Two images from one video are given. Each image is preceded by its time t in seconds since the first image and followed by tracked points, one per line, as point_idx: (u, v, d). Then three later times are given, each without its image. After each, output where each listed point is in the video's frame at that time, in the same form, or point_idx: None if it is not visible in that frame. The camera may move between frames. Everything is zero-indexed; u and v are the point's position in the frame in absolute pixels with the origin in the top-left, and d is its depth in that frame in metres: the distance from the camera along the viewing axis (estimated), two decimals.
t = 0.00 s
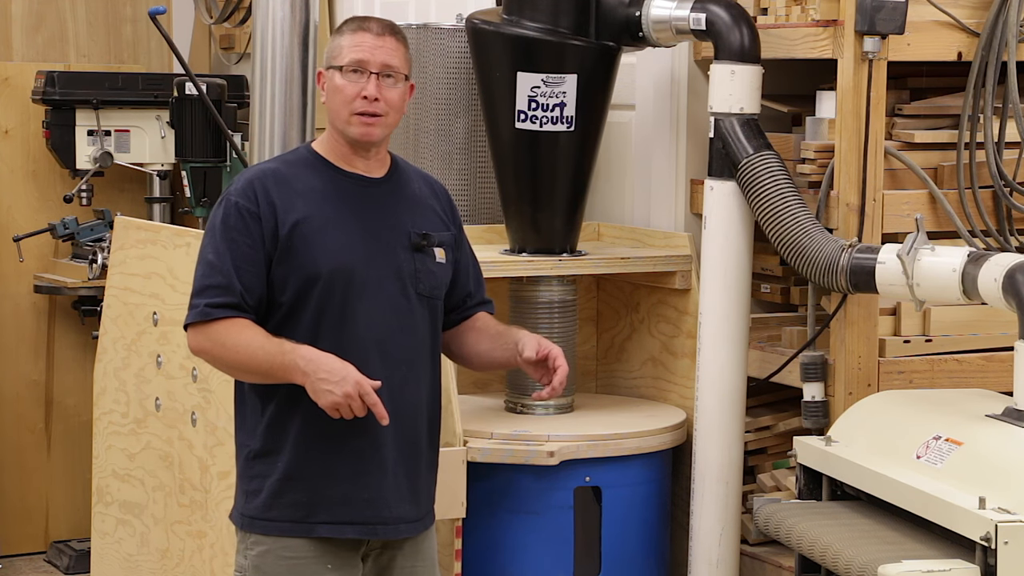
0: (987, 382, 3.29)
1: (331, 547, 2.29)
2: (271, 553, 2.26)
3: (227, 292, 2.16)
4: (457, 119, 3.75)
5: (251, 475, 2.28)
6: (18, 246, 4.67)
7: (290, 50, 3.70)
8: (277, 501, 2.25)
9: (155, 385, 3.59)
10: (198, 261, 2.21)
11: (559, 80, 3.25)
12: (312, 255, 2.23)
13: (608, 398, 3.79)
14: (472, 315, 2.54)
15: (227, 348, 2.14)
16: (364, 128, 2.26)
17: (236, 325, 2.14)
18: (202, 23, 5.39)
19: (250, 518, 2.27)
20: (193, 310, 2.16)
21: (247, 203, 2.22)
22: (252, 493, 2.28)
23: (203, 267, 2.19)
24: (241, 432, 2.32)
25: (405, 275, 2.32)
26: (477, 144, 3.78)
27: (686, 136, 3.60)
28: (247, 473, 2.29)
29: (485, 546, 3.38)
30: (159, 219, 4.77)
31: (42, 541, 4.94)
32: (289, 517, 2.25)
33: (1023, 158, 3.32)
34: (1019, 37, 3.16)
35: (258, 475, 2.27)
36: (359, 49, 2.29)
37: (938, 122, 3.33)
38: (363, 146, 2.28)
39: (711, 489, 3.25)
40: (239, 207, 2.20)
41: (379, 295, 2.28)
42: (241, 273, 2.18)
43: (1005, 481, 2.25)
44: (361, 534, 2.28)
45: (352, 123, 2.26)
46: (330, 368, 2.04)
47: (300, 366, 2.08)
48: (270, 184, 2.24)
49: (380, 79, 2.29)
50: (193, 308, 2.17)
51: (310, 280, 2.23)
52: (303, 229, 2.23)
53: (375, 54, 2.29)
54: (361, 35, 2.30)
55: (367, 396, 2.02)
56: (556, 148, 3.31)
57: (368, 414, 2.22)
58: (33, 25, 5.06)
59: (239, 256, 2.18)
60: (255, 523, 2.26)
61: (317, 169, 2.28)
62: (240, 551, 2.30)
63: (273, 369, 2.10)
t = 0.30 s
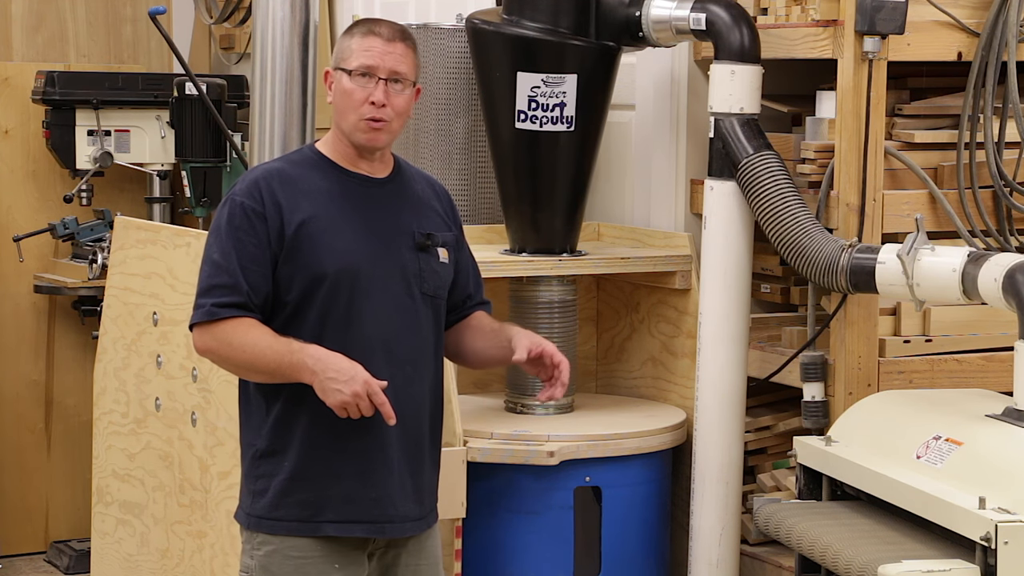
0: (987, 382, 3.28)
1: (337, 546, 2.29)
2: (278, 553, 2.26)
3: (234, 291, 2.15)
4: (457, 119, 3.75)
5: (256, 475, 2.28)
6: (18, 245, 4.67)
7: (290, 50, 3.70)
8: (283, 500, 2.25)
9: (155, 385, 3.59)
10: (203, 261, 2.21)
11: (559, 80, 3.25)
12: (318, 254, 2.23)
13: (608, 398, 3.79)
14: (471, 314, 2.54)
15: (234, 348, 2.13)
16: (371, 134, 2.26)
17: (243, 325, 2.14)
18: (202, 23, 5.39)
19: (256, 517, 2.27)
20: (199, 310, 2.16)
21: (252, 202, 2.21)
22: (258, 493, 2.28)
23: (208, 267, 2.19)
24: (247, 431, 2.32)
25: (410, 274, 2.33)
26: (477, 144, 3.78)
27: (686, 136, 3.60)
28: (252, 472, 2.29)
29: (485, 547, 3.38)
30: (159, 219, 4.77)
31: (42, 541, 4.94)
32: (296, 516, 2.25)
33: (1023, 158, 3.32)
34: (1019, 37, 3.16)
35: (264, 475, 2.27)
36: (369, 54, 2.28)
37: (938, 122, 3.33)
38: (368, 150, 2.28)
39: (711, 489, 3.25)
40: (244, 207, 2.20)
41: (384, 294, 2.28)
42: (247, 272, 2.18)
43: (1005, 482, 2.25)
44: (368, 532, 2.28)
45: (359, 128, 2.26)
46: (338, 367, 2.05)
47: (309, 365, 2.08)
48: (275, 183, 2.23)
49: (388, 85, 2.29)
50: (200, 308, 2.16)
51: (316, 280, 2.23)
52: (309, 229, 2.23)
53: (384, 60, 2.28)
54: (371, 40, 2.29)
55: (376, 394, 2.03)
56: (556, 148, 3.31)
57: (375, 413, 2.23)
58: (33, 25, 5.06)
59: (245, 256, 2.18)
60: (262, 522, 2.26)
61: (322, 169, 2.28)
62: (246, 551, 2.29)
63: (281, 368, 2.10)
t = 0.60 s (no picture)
0: (987, 382, 3.28)
1: (341, 546, 2.29)
2: (284, 553, 2.26)
3: (241, 292, 2.15)
4: (458, 119, 3.75)
5: (260, 476, 2.28)
6: (18, 245, 4.67)
7: (290, 50, 3.70)
8: (288, 500, 2.25)
9: (155, 385, 3.59)
10: (208, 261, 2.20)
11: (559, 80, 3.25)
12: (323, 254, 2.22)
13: (608, 398, 3.79)
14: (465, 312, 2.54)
15: (244, 349, 2.13)
16: (377, 134, 2.26)
17: (251, 325, 2.13)
18: (202, 23, 5.39)
19: (260, 518, 2.27)
20: (205, 311, 2.15)
21: (257, 203, 2.20)
22: (261, 494, 2.28)
23: (213, 268, 2.18)
24: (248, 432, 2.31)
25: (414, 274, 2.33)
26: (477, 144, 3.78)
27: (686, 136, 3.60)
28: (255, 473, 2.28)
29: (486, 547, 3.38)
30: (159, 219, 4.77)
31: (42, 541, 4.94)
32: (302, 516, 2.25)
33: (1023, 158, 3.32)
34: (1019, 37, 3.16)
35: (268, 475, 2.27)
36: (377, 55, 2.29)
37: (938, 122, 3.33)
38: (373, 151, 2.28)
39: (711, 488, 3.25)
40: (250, 208, 2.19)
41: (390, 294, 2.28)
42: (253, 273, 2.17)
43: (1005, 481, 2.25)
44: (374, 532, 2.29)
45: (364, 127, 2.26)
46: (351, 366, 2.05)
47: (320, 365, 2.08)
48: (279, 183, 2.23)
49: (395, 86, 2.29)
50: (206, 309, 2.15)
51: (321, 280, 2.23)
52: (314, 229, 2.23)
53: (392, 61, 2.29)
54: (379, 40, 2.30)
55: (388, 394, 2.03)
56: (556, 148, 3.31)
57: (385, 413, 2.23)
58: (33, 25, 5.06)
59: (252, 256, 2.17)
60: (267, 522, 2.26)
61: (325, 169, 2.28)
62: (249, 551, 2.29)
63: (291, 368, 2.10)
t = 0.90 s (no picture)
0: (987, 382, 3.28)
1: (337, 547, 2.29)
2: (279, 553, 2.26)
3: (240, 294, 2.15)
4: (457, 119, 3.75)
5: (256, 476, 2.28)
6: (18, 245, 4.67)
7: (290, 50, 3.70)
8: (285, 501, 2.25)
9: (155, 385, 3.59)
10: (207, 262, 2.20)
11: (559, 80, 3.25)
12: (323, 255, 2.22)
13: (608, 398, 3.79)
14: (459, 316, 2.54)
15: (244, 352, 2.12)
16: (376, 133, 2.26)
17: (251, 328, 2.13)
18: (202, 23, 5.39)
19: (256, 518, 2.27)
20: (204, 313, 2.15)
21: (256, 204, 2.20)
22: (257, 494, 2.28)
23: (212, 270, 2.18)
24: (245, 432, 2.32)
25: (413, 275, 2.33)
26: (477, 144, 3.78)
27: (686, 136, 3.60)
28: (252, 473, 2.28)
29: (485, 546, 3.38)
30: (159, 219, 4.77)
31: (42, 541, 4.94)
32: (298, 517, 2.25)
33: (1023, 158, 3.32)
34: (1019, 37, 3.16)
35: (264, 476, 2.27)
36: (373, 53, 2.28)
37: (938, 122, 3.33)
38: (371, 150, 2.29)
39: (711, 488, 3.25)
40: (249, 209, 2.19)
41: (389, 295, 2.29)
42: (252, 274, 2.17)
43: (1005, 481, 2.25)
44: (371, 534, 2.29)
45: (363, 127, 2.26)
46: (350, 370, 2.04)
47: (319, 368, 2.07)
48: (278, 184, 2.23)
49: (392, 84, 2.29)
50: (205, 311, 2.15)
51: (320, 280, 2.23)
52: (314, 231, 2.22)
53: (388, 59, 2.29)
54: (373, 39, 2.29)
55: (387, 399, 2.02)
56: (556, 148, 3.31)
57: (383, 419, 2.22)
58: (33, 25, 5.06)
59: (251, 258, 2.17)
60: (262, 523, 2.26)
61: (323, 170, 2.28)
62: (244, 552, 2.29)
63: (290, 371, 2.09)
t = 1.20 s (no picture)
0: (987, 382, 3.28)
1: (339, 548, 2.29)
2: (279, 554, 2.26)
3: (237, 297, 2.15)
4: (457, 119, 3.75)
5: (257, 478, 2.28)
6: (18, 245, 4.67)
7: (290, 50, 3.70)
8: (286, 502, 2.25)
9: (155, 385, 3.59)
10: (205, 266, 2.21)
11: (559, 80, 3.25)
12: (321, 257, 2.22)
13: (608, 398, 3.79)
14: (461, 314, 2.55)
15: (240, 356, 2.13)
16: (364, 126, 2.27)
17: (248, 332, 2.14)
18: (202, 23, 5.39)
19: (257, 520, 2.27)
20: (202, 316, 2.15)
21: (254, 207, 2.20)
22: (258, 496, 2.28)
23: (210, 273, 2.18)
24: (245, 434, 2.32)
25: (413, 274, 2.33)
26: (477, 144, 3.78)
27: (686, 136, 3.60)
28: (253, 475, 2.29)
29: (485, 547, 3.38)
30: (159, 219, 4.77)
31: (42, 541, 4.94)
32: (299, 518, 2.25)
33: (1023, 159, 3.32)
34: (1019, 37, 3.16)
35: (265, 477, 2.27)
36: (352, 48, 2.29)
37: (938, 122, 3.33)
38: (363, 143, 2.28)
39: (711, 488, 3.25)
40: (246, 212, 2.19)
41: (389, 295, 2.29)
42: (249, 277, 2.17)
43: (1005, 481, 2.25)
44: (374, 534, 2.29)
45: (351, 121, 2.27)
46: (345, 376, 2.04)
47: (314, 372, 2.07)
48: (276, 187, 2.23)
49: (375, 75, 2.29)
50: (202, 315, 2.16)
51: (320, 282, 2.23)
52: (312, 232, 2.23)
53: (368, 51, 2.29)
54: (353, 34, 2.30)
55: (381, 405, 2.03)
56: (556, 148, 3.31)
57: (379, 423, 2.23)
58: (33, 25, 5.06)
59: (248, 261, 2.18)
60: (263, 524, 2.26)
61: (321, 171, 2.28)
62: (245, 552, 2.29)
63: (287, 375, 2.10)
